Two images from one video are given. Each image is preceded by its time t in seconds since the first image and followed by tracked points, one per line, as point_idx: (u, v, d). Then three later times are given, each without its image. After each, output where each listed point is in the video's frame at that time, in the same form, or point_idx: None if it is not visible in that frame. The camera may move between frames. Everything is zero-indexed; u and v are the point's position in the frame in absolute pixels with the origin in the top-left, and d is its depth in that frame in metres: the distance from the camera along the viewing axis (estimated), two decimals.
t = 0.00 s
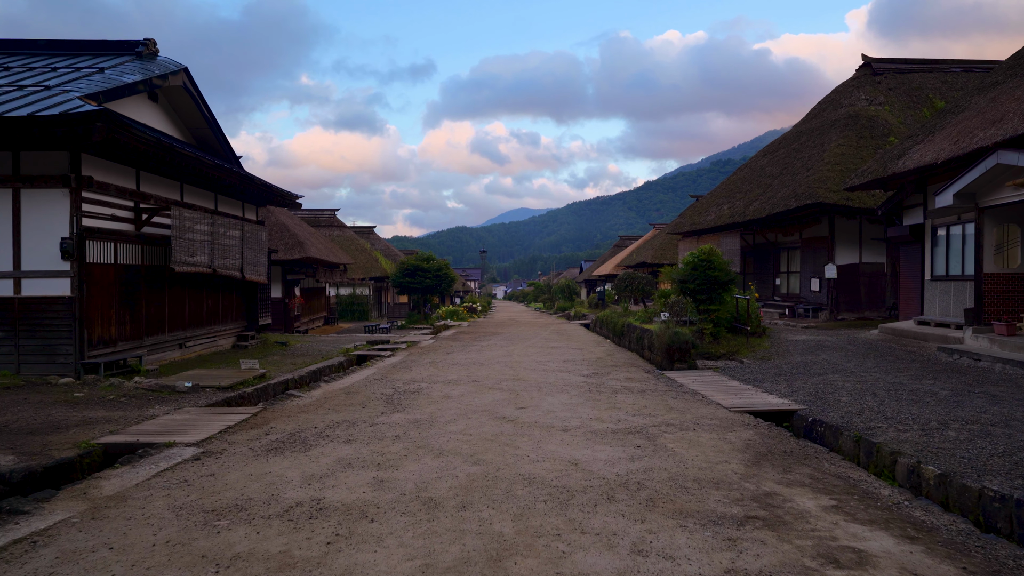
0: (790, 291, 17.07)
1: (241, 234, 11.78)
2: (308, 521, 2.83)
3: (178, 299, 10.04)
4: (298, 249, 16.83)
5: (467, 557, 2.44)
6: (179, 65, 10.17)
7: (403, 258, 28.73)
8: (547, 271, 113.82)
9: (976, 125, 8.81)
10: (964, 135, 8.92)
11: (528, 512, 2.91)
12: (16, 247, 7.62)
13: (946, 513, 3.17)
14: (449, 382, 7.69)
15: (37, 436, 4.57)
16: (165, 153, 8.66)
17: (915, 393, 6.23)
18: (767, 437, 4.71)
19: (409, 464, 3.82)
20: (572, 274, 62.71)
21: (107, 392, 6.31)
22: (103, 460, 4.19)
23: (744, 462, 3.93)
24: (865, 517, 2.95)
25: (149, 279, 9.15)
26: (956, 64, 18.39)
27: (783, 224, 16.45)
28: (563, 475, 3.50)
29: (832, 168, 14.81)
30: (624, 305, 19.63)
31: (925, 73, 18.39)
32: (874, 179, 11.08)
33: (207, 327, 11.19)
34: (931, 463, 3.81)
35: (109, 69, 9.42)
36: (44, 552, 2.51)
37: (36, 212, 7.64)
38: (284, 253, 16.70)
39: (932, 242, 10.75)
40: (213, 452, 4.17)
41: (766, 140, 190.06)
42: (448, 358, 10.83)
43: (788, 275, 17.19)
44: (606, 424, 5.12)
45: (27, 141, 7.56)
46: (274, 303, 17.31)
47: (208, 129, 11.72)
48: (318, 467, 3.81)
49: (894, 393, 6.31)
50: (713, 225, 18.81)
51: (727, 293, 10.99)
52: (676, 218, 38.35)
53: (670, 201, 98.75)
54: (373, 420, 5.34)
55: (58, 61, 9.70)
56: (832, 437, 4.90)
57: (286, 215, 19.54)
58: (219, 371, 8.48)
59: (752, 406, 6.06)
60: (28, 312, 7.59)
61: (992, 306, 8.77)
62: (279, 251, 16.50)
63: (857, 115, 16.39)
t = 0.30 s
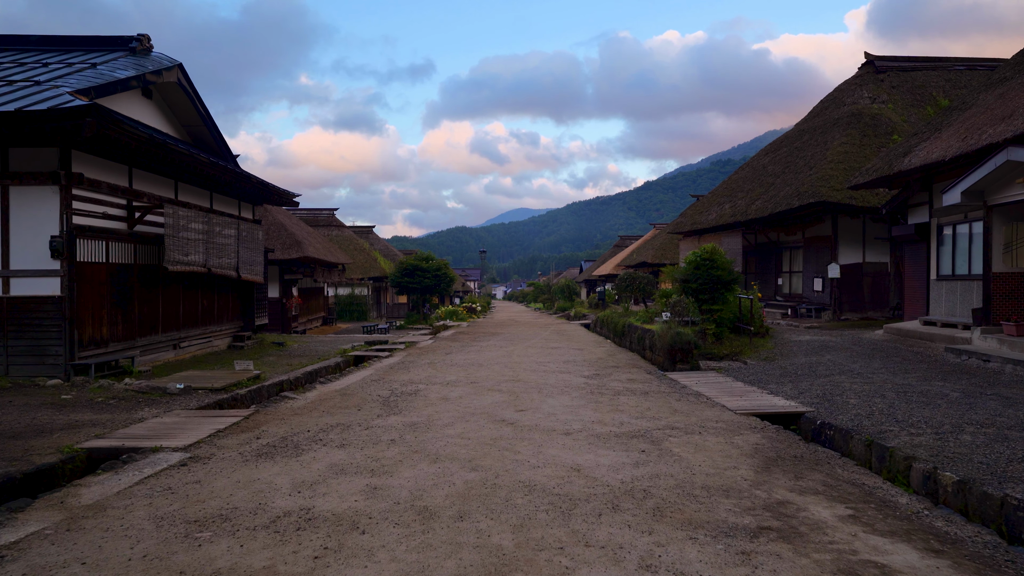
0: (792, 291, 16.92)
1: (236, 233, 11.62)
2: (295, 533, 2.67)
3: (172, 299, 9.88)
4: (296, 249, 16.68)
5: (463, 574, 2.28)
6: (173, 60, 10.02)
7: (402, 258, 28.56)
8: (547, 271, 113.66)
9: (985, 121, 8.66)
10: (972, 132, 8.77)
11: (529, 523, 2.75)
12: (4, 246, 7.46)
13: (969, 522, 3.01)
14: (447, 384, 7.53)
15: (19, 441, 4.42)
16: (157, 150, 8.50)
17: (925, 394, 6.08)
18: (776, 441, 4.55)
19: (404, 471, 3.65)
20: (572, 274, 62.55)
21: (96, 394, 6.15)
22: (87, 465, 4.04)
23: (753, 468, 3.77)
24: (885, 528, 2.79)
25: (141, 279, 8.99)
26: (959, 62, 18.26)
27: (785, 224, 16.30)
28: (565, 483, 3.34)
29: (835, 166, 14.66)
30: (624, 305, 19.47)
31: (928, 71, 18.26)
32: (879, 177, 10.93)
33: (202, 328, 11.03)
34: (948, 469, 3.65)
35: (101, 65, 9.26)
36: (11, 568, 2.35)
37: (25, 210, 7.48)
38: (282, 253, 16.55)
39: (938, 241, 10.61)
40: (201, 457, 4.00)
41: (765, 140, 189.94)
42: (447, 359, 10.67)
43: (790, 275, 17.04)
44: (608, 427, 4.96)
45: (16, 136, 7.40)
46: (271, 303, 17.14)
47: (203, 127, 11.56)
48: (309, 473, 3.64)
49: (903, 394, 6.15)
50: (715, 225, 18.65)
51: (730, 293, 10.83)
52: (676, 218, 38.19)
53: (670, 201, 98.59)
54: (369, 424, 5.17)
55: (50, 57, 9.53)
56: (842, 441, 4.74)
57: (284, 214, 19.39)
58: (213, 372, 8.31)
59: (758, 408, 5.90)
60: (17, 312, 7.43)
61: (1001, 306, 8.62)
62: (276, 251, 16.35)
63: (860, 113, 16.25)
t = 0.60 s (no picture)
0: (794, 291, 16.77)
1: (232, 232, 11.46)
2: (280, 548, 2.50)
3: (166, 298, 9.72)
4: (293, 248, 16.54)
5: None
6: (167, 56, 9.86)
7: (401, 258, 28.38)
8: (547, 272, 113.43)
9: (994, 118, 8.51)
10: (980, 129, 8.63)
11: (529, 537, 2.58)
12: None
13: (994, 535, 2.84)
14: (446, 385, 7.37)
15: None
16: (150, 147, 8.34)
17: (935, 397, 5.92)
18: (785, 446, 4.38)
19: (398, 478, 3.49)
20: (572, 274, 62.38)
21: (83, 396, 5.98)
22: (69, 471, 3.87)
23: (764, 475, 3.60)
24: (908, 542, 2.62)
25: (134, 278, 8.82)
26: (962, 60, 18.12)
27: (787, 223, 16.14)
28: (567, 492, 3.17)
29: (838, 165, 14.50)
30: (625, 305, 19.30)
31: (931, 69, 18.11)
32: (885, 175, 10.77)
33: (197, 328, 10.87)
34: (967, 476, 3.48)
35: (93, 60, 9.10)
36: None
37: (12, 207, 7.30)
38: (279, 252, 16.42)
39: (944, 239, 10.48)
40: (186, 464, 3.84)
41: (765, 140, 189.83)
42: (446, 359, 10.50)
43: (792, 275, 16.88)
44: (611, 431, 4.80)
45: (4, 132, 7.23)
46: (268, 302, 16.97)
47: (198, 124, 11.39)
48: (298, 481, 3.47)
49: (913, 397, 5.99)
50: (716, 224, 18.49)
51: (732, 292, 10.67)
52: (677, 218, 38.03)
53: (670, 201, 98.41)
54: (364, 427, 5.01)
55: (42, 52, 9.37)
56: (853, 446, 4.58)
57: (281, 213, 19.24)
58: (206, 373, 8.15)
59: (764, 411, 5.74)
60: (5, 312, 7.26)
61: (1010, 306, 8.48)
62: (273, 250, 16.21)
63: (864, 111, 16.11)
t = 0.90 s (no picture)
0: (797, 291, 16.61)
1: (227, 230, 11.30)
2: (261, 563, 2.34)
3: (159, 298, 9.56)
4: (291, 247, 16.45)
5: None
6: (161, 52, 9.70)
7: (400, 257, 28.21)
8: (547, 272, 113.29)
9: (1003, 114, 8.35)
10: (989, 125, 8.47)
11: (528, 551, 2.41)
12: None
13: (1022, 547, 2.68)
14: (443, 386, 7.20)
15: None
16: (141, 143, 8.19)
17: (947, 398, 5.75)
18: (794, 451, 4.21)
19: (391, 486, 3.32)
20: (572, 274, 62.18)
21: (70, 398, 5.81)
22: (48, 477, 3.71)
23: (774, 482, 3.44)
24: (932, 556, 2.46)
25: (126, 277, 8.66)
26: (966, 58, 17.97)
27: (789, 222, 15.97)
28: (569, 500, 3.01)
29: (841, 163, 14.34)
30: (626, 305, 19.13)
31: (935, 67, 17.96)
32: (890, 172, 10.62)
33: (192, 328, 10.72)
34: (987, 483, 3.32)
35: (85, 55, 8.94)
36: None
37: None
38: (275, 251, 16.33)
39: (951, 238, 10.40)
40: (171, 470, 3.67)
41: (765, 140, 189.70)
42: (444, 360, 10.34)
43: (795, 274, 16.73)
44: (614, 434, 4.63)
45: None
46: (265, 302, 16.79)
47: (193, 121, 11.23)
48: (286, 489, 3.31)
49: (924, 399, 5.83)
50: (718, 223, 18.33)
51: (736, 292, 10.51)
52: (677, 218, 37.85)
53: (670, 201, 98.26)
54: (358, 431, 4.84)
55: (33, 47, 9.21)
56: (864, 450, 4.42)
57: (279, 212, 19.08)
58: (199, 374, 7.97)
59: (771, 413, 5.58)
60: None
61: (1019, 305, 8.34)
62: (270, 249, 16.14)
63: (867, 109, 15.96)
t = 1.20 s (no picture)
0: (799, 290, 16.45)
1: (221, 229, 11.13)
2: None
3: (153, 298, 9.39)
4: (288, 246, 16.32)
5: None
6: (154, 47, 9.53)
7: (399, 257, 28.04)
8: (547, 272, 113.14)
9: (1013, 109, 8.19)
10: (998, 121, 8.30)
11: (527, 569, 2.24)
12: None
13: None
14: (440, 388, 7.03)
15: None
16: (133, 139, 8.03)
17: (959, 401, 5.59)
18: (805, 457, 4.04)
19: (382, 494, 3.15)
20: (572, 274, 62.01)
21: (55, 401, 5.63)
22: (23, 484, 3.53)
23: (786, 490, 3.26)
24: (960, 573, 2.29)
25: (117, 276, 8.49)
26: (970, 56, 17.79)
27: (792, 221, 15.80)
28: (569, 511, 2.84)
29: (845, 161, 14.17)
30: (627, 305, 18.95)
31: (938, 64, 17.78)
32: (896, 170, 10.45)
33: (186, 328, 10.55)
34: (1010, 491, 3.16)
35: (76, 50, 8.76)
36: None
37: None
38: (273, 250, 16.20)
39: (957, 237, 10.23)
40: (152, 477, 3.49)
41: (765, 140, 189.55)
42: (442, 361, 10.17)
43: (798, 274, 16.56)
44: (616, 439, 4.45)
45: None
46: (262, 302, 16.59)
47: (187, 117, 11.06)
48: (271, 498, 3.13)
49: (935, 401, 5.66)
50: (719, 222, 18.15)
51: (739, 292, 10.34)
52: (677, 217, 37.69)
53: (670, 201, 98.09)
54: (351, 435, 4.66)
55: (23, 42, 9.03)
56: (876, 455, 4.25)
57: (276, 211, 18.92)
58: (192, 375, 7.80)
59: (777, 416, 5.42)
60: None
61: None
62: (266, 248, 16.03)
63: (870, 107, 15.79)
